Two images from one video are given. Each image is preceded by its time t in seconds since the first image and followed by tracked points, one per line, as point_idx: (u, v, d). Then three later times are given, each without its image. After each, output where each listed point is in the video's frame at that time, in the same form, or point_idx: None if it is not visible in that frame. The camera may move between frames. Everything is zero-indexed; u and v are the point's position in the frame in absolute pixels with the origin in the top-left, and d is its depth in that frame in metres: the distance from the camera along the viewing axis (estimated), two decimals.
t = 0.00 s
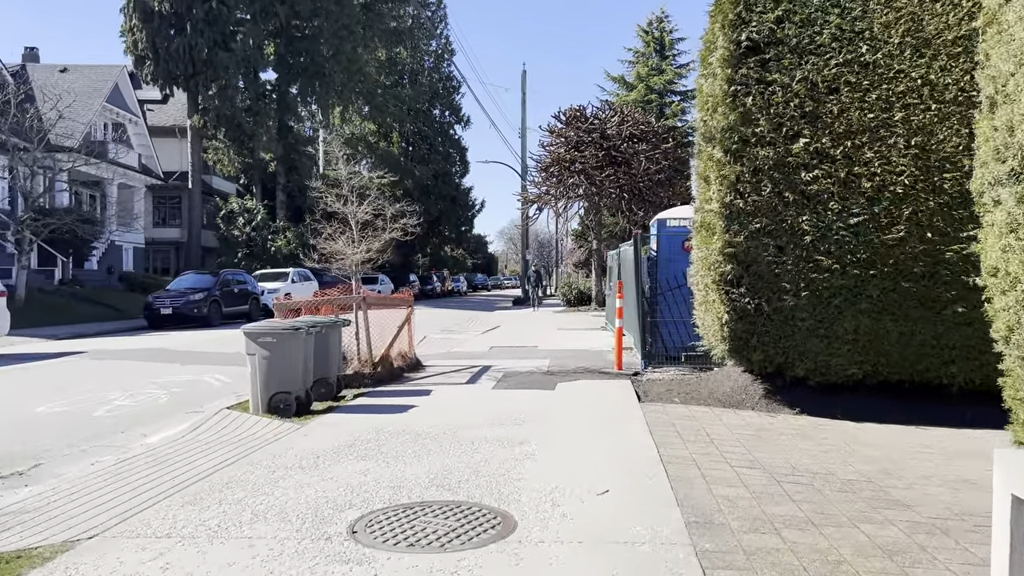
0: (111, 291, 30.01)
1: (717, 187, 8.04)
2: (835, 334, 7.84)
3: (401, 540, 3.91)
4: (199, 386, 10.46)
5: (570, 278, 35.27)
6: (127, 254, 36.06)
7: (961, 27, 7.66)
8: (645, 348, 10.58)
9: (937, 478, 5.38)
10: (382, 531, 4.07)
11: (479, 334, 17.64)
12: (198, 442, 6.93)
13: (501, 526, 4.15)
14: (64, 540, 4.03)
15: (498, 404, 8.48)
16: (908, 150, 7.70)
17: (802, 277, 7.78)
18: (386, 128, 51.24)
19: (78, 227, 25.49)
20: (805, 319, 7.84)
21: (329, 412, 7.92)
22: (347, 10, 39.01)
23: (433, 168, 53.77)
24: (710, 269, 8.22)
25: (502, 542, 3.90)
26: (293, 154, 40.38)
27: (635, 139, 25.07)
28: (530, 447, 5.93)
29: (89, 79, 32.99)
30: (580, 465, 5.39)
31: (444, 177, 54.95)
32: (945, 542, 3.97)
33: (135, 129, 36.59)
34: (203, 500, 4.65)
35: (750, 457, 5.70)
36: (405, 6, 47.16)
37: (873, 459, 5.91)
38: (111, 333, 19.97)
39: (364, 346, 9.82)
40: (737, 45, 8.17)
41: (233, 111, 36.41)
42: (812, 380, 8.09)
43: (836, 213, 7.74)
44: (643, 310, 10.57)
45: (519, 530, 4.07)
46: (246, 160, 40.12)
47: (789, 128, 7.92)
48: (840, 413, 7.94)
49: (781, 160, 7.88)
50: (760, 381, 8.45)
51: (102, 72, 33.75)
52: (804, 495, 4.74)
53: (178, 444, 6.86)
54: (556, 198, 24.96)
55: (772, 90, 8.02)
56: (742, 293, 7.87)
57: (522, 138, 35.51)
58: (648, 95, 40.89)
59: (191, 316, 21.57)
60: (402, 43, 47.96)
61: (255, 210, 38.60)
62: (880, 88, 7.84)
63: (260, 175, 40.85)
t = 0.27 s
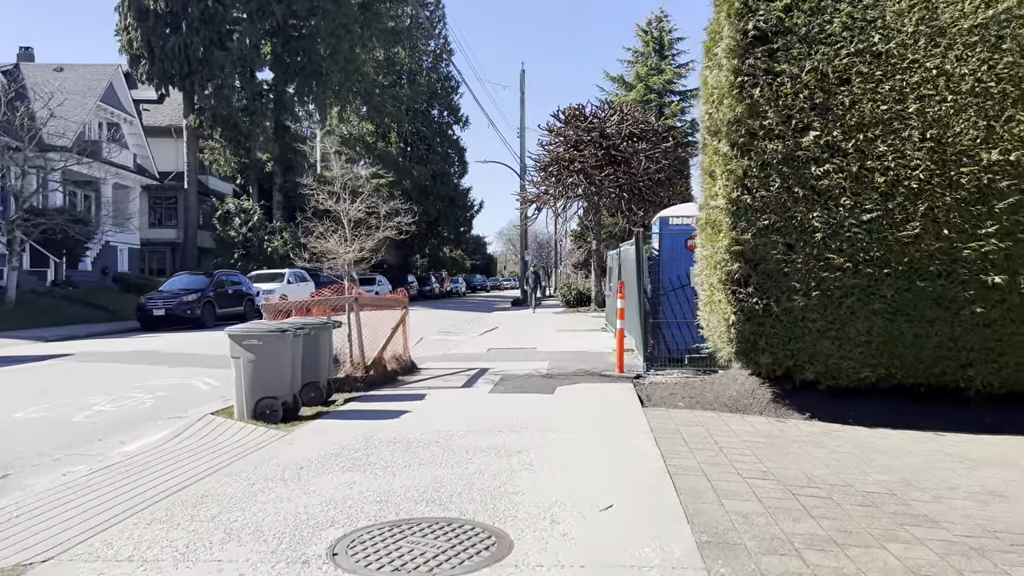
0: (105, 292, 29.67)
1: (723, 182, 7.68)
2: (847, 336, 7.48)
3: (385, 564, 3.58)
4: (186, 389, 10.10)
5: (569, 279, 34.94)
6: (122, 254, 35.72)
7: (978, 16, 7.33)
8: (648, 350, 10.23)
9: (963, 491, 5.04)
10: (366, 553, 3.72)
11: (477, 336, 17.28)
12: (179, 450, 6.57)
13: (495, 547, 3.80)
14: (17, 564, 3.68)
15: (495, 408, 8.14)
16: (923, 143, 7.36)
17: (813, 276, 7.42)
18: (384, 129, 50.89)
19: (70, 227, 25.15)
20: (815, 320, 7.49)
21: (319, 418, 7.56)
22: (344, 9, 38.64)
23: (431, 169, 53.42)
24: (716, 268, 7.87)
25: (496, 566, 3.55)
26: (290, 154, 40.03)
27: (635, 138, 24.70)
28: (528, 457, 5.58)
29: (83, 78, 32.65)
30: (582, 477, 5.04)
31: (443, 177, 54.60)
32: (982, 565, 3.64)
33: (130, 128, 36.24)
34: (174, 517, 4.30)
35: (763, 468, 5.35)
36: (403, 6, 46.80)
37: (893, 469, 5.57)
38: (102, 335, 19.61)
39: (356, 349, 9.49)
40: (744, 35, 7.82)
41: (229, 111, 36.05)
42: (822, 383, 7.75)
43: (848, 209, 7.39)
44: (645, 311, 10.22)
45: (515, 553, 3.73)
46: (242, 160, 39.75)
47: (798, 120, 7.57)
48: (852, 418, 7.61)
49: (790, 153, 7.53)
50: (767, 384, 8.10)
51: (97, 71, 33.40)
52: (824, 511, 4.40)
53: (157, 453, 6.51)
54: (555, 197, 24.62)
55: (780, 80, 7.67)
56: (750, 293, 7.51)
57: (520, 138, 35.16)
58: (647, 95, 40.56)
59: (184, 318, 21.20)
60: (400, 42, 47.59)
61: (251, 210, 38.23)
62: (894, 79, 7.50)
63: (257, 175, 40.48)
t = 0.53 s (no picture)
0: (98, 292, 29.31)
1: (730, 180, 7.30)
2: (860, 343, 7.13)
3: None
4: (171, 396, 9.72)
5: (569, 279, 34.57)
6: (117, 254, 35.35)
7: (996, 7, 7.01)
8: (649, 354, 9.91)
9: (991, 513, 4.69)
10: None
11: (474, 338, 16.94)
12: (154, 463, 6.21)
13: None
14: None
15: (492, 417, 7.78)
16: (939, 140, 7.01)
17: (825, 280, 7.06)
18: (383, 127, 50.52)
19: (62, 227, 24.80)
20: (826, 326, 7.12)
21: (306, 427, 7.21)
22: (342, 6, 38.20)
23: (430, 168, 53.05)
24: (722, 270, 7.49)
25: None
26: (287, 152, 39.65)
27: (636, 136, 24.30)
28: (523, 475, 5.21)
29: (77, 75, 32.27)
30: (581, 498, 4.69)
31: (442, 176, 54.23)
32: None
33: (125, 126, 35.86)
34: (136, 545, 3.97)
35: (776, 487, 4.99)
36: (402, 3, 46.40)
37: (913, 488, 5.22)
38: (92, 337, 19.22)
39: (347, 352, 9.12)
40: (752, 26, 7.44)
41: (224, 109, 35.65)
42: (834, 392, 7.40)
43: (861, 209, 7.03)
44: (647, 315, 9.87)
45: None
46: (238, 158, 39.36)
47: (809, 115, 7.21)
48: (865, 428, 7.27)
49: (800, 150, 7.17)
50: (774, 392, 7.73)
51: (91, 68, 33.02)
52: (844, 538, 4.06)
53: (131, 466, 6.16)
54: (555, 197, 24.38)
55: (790, 74, 7.30)
56: (758, 297, 7.14)
57: (520, 137, 34.81)
58: (648, 94, 40.22)
59: (176, 319, 20.82)
60: (399, 40, 47.17)
61: (247, 209, 37.84)
62: (909, 72, 7.14)
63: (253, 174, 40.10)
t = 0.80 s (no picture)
0: (90, 293, 28.94)
1: (732, 173, 6.95)
2: (869, 344, 6.78)
3: None
4: (152, 399, 9.37)
5: (566, 279, 34.24)
6: (110, 254, 34.99)
7: None
8: (647, 356, 9.56)
9: (1017, 528, 4.34)
10: None
11: (469, 339, 16.59)
12: (122, 472, 5.85)
13: None
14: None
15: (482, 422, 7.43)
16: (952, 131, 6.67)
17: (831, 277, 6.71)
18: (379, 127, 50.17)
19: (51, 226, 24.43)
20: (833, 326, 6.77)
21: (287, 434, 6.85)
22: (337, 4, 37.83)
23: (427, 168, 52.71)
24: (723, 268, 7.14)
25: None
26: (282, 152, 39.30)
27: (635, 134, 23.94)
28: (512, 487, 4.87)
29: (69, 74, 31.92)
30: (573, 513, 4.34)
31: (439, 176, 53.89)
32: None
33: (119, 125, 35.51)
34: (83, 569, 3.62)
35: (784, 500, 4.64)
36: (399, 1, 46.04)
37: (931, 500, 4.86)
38: (80, 338, 18.85)
39: (334, 354, 8.77)
40: (755, 12, 7.08)
41: (219, 108, 35.30)
42: (842, 396, 7.06)
43: (871, 203, 6.67)
44: (645, 315, 9.53)
45: None
46: (233, 158, 39.01)
47: (815, 105, 6.86)
48: (874, 433, 6.92)
49: (805, 142, 6.83)
50: (779, 396, 7.38)
51: (84, 67, 32.67)
52: (860, 559, 3.71)
53: (98, 475, 5.80)
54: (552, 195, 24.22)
55: (795, 62, 6.95)
56: (761, 296, 6.79)
57: (517, 137, 34.47)
58: (646, 93, 39.90)
59: (166, 320, 20.47)
60: (395, 39, 46.81)
61: (242, 210, 37.51)
62: (920, 59, 6.79)
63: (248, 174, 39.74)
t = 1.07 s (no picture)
0: (84, 293, 28.60)
1: (740, 170, 6.58)
2: (886, 351, 6.41)
3: None
4: (135, 406, 9.01)
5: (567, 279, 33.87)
6: (106, 254, 34.63)
7: None
8: (650, 361, 9.20)
9: None
10: None
11: (467, 341, 16.23)
12: (90, 488, 5.48)
13: None
14: None
15: (476, 432, 7.05)
16: (974, 125, 6.30)
17: (846, 280, 6.34)
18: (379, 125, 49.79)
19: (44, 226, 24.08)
20: (847, 331, 6.40)
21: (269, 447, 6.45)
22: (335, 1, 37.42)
23: (426, 167, 52.33)
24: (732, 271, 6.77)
25: None
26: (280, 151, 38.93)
27: (636, 133, 23.55)
28: (506, 508, 4.50)
29: (63, 72, 31.57)
30: (572, 540, 3.98)
31: (438, 176, 53.52)
32: None
33: (115, 124, 35.15)
34: None
35: (801, 525, 4.27)
36: None
37: (959, 523, 4.49)
38: (71, 340, 18.49)
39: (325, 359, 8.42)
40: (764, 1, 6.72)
41: (216, 106, 34.93)
42: (856, 405, 6.69)
43: (887, 201, 6.31)
44: (647, 318, 9.17)
45: None
46: (231, 157, 38.64)
47: (829, 98, 6.48)
48: (890, 445, 6.54)
49: (818, 137, 6.45)
50: (789, 405, 7.01)
51: (79, 64, 32.31)
52: None
53: (65, 491, 5.44)
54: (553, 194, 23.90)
55: (806, 52, 6.58)
56: (771, 300, 6.43)
57: (517, 135, 34.10)
58: (647, 92, 39.52)
59: (159, 321, 20.12)
60: (394, 37, 46.40)
61: (240, 209, 37.12)
62: (939, 50, 6.42)
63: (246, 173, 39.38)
